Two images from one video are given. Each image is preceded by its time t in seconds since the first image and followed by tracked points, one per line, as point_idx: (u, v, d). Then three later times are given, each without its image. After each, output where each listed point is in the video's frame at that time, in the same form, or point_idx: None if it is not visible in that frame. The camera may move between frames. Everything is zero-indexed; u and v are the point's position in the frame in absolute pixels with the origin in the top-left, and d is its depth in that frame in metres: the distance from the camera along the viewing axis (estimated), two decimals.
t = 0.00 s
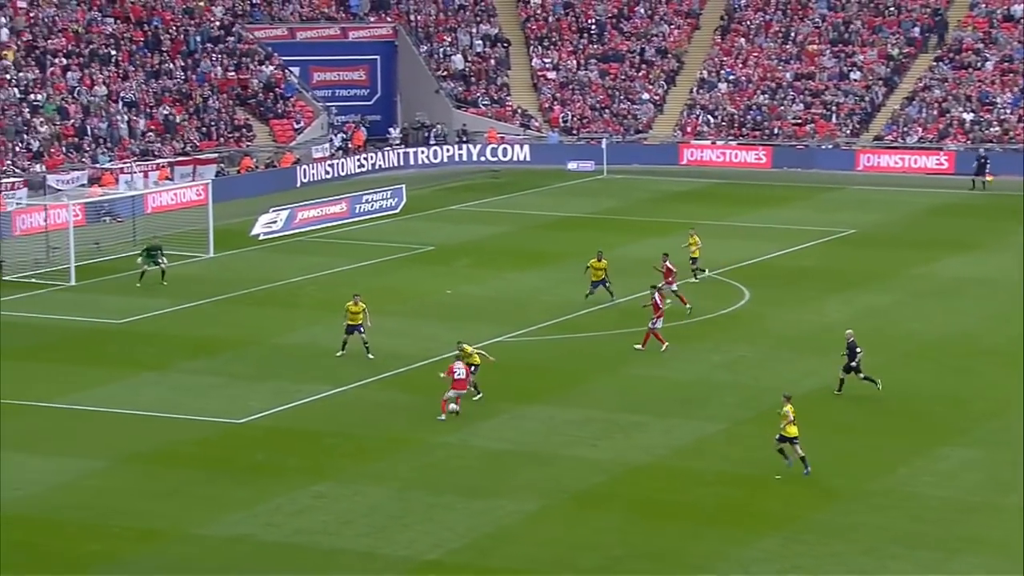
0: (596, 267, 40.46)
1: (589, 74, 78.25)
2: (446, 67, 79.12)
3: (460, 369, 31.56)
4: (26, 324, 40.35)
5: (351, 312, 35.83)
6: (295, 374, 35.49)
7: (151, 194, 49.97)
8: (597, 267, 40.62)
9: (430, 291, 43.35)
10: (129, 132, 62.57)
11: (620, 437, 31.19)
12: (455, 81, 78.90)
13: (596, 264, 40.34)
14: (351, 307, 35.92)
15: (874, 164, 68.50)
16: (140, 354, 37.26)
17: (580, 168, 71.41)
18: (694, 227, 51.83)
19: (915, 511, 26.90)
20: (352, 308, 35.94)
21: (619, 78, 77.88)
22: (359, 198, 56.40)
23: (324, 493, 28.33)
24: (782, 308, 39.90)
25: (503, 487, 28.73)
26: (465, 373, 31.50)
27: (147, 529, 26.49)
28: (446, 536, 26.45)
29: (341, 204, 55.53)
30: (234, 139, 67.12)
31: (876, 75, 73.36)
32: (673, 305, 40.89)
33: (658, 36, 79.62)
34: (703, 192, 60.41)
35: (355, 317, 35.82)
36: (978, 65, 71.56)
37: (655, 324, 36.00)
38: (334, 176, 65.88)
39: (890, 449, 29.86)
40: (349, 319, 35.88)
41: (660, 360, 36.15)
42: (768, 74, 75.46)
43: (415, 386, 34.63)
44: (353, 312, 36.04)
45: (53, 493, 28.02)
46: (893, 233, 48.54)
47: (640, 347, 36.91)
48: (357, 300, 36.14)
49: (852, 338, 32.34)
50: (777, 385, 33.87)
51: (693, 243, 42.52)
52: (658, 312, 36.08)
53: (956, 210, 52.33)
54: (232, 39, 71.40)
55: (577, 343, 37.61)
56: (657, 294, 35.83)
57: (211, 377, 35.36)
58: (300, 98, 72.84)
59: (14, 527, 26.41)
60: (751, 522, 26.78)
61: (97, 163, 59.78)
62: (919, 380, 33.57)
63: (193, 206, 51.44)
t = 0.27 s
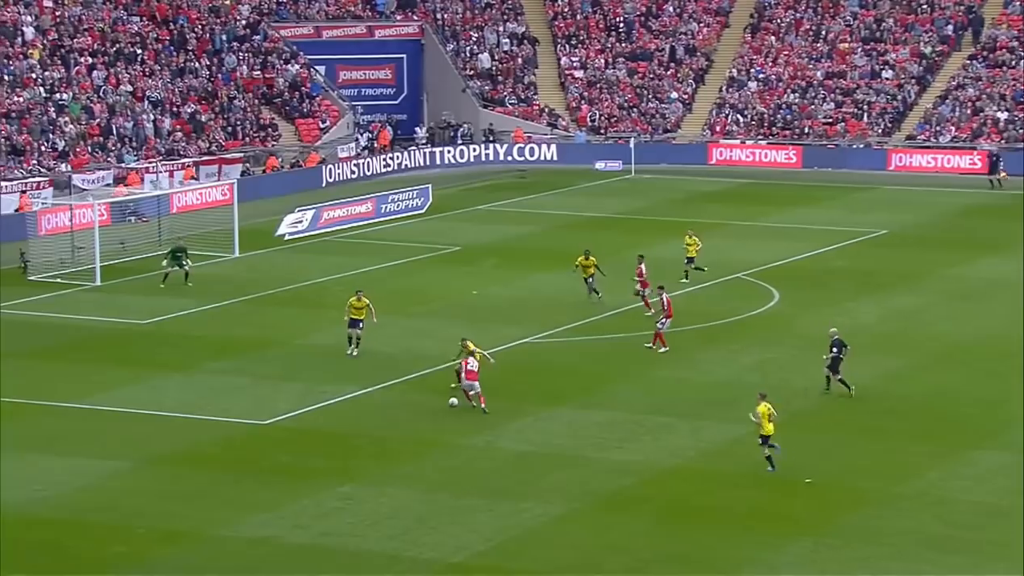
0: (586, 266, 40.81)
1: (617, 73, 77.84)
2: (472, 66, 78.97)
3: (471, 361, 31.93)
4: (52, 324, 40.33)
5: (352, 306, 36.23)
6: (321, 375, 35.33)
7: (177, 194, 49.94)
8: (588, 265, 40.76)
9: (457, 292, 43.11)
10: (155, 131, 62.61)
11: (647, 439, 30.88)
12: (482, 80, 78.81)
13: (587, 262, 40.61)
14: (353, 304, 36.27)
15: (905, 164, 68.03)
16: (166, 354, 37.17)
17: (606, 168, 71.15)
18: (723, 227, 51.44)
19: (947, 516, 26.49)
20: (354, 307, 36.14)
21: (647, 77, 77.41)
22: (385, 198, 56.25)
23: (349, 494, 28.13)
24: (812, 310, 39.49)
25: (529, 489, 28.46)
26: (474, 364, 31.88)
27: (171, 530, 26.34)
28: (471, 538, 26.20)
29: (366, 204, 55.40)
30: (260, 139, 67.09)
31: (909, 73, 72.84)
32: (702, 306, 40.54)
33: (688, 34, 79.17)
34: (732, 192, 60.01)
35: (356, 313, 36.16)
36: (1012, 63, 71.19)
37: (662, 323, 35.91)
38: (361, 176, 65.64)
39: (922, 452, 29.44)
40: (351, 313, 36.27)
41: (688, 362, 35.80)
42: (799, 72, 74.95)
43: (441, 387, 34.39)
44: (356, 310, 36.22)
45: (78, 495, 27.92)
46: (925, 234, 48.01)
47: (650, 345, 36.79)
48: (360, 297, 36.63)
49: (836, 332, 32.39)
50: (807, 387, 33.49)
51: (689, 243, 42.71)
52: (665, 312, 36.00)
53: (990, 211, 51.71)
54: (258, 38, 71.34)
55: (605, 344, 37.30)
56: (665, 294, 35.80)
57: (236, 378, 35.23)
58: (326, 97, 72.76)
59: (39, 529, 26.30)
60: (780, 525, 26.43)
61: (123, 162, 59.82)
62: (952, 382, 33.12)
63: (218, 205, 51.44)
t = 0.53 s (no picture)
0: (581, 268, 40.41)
1: (643, 71, 77.48)
2: (497, 64, 78.66)
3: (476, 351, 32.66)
4: (76, 324, 40.26)
5: (355, 307, 36.29)
6: (345, 375, 35.14)
7: (200, 193, 50.06)
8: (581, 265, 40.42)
9: (481, 291, 42.88)
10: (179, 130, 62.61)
11: (674, 441, 30.59)
12: (507, 78, 78.43)
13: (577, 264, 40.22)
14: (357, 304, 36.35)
15: (935, 163, 67.89)
16: (190, 354, 37.05)
17: (633, 167, 70.52)
18: (750, 227, 51.07)
19: (979, 518, 26.12)
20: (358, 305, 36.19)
21: (674, 75, 77.14)
22: (409, 197, 56.03)
23: (373, 496, 27.91)
24: (840, 310, 39.13)
25: (554, 491, 28.19)
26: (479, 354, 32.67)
27: (194, 531, 26.16)
28: (497, 540, 25.96)
29: (391, 203, 55.18)
30: (283, 137, 66.95)
31: (939, 71, 72.51)
32: (729, 306, 40.19)
33: (715, 31, 78.79)
34: (759, 191, 59.63)
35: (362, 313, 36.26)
36: None
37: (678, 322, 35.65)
38: (384, 175, 65.24)
39: (953, 454, 29.07)
40: (354, 314, 36.37)
41: (715, 363, 35.48)
42: (828, 70, 74.60)
43: (465, 388, 34.15)
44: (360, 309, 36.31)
45: (101, 495, 27.76)
46: (955, 234, 47.56)
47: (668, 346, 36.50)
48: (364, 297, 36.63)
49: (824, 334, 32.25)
50: (835, 388, 33.14)
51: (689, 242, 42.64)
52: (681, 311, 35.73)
53: (1020, 210, 51.20)
54: (282, 36, 71.26)
55: (631, 345, 37.03)
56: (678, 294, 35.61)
57: (259, 378, 35.06)
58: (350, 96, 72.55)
59: (61, 529, 26.17)
60: (810, 528, 26.10)
61: (146, 160, 59.86)
62: (983, 383, 32.72)
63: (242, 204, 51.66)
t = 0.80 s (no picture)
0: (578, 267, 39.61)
1: (675, 68, 77.00)
2: (528, 62, 78.44)
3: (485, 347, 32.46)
4: (105, 322, 40.24)
5: (368, 301, 36.31)
6: (373, 376, 34.96)
7: (230, 192, 50.10)
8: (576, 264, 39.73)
9: (510, 291, 42.63)
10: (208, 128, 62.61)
11: (705, 442, 30.26)
12: (538, 76, 78.15)
13: (574, 263, 39.45)
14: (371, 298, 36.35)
15: (972, 161, 67.43)
16: (217, 353, 36.95)
17: (664, 165, 70.45)
18: (783, 226, 50.65)
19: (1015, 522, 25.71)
20: (371, 299, 36.23)
21: (707, 72, 76.58)
22: (439, 195, 55.82)
23: (402, 497, 27.73)
24: (873, 310, 38.71)
25: (584, 493, 27.93)
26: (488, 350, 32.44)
27: (222, 531, 26.04)
28: (526, 542, 25.69)
29: (420, 202, 55.00)
30: (313, 135, 66.81)
31: (976, 68, 72.15)
32: (761, 306, 39.84)
33: (747, 28, 78.33)
34: (791, 190, 59.15)
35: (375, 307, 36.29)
36: None
37: (703, 320, 35.32)
38: (414, 173, 65.05)
39: (988, 456, 28.64)
40: (367, 307, 36.41)
41: (746, 364, 35.15)
42: (862, 67, 74.24)
43: (494, 389, 33.90)
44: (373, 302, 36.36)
45: (129, 495, 27.68)
46: (992, 234, 46.99)
47: (695, 348, 36.11)
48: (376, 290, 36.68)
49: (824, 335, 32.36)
50: (869, 390, 32.76)
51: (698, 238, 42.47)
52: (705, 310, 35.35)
53: None
54: (311, 34, 71.19)
55: (660, 345, 36.72)
56: (699, 292, 35.37)
57: (288, 377, 34.93)
58: (380, 93, 72.34)
59: (88, 528, 26.09)
60: (843, 532, 25.72)
61: (176, 159, 59.84)
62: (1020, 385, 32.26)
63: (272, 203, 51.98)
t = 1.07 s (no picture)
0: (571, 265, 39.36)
1: (703, 67, 76.67)
2: (554, 60, 78.17)
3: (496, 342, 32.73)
4: (130, 322, 40.20)
5: (378, 307, 36.23)
6: (399, 376, 34.79)
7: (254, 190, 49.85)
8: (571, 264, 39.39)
9: (536, 291, 42.41)
10: (232, 126, 62.59)
11: (733, 444, 29.98)
12: (564, 74, 77.93)
13: (565, 261, 39.23)
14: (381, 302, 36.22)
15: (1003, 161, 66.47)
16: (242, 353, 36.86)
17: (690, 164, 70.53)
18: (812, 226, 50.27)
19: None
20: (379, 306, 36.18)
21: (734, 70, 76.23)
22: (464, 195, 55.63)
23: (427, 497, 27.54)
24: (903, 311, 38.34)
25: (611, 494, 27.69)
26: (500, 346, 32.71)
27: (246, 532, 25.89)
28: (552, 543, 25.47)
29: (445, 201, 54.78)
30: (337, 134, 66.68)
31: (1007, 66, 71.72)
32: (789, 306, 39.50)
33: (774, 26, 77.89)
34: (819, 189, 58.72)
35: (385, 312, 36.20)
36: None
37: (722, 322, 35.04)
38: (438, 172, 64.92)
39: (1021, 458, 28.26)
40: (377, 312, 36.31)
41: (773, 365, 34.84)
42: (892, 65, 73.76)
43: (520, 389, 33.70)
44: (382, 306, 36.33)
45: (153, 495, 27.57)
46: None
47: (718, 348, 35.82)
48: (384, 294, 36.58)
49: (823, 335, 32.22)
50: (899, 391, 32.41)
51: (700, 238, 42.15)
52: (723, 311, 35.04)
53: None
54: (336, 32, 71.11)
55: (687, 345, 36.45)
56: (716, 295, 35.09)
57: (312, 377, 34.79)
58: (405, 92, 71.94)
59: (112, 528, 26.00)
60: (873, 534, 25.39)
61: (199, 157, 59.78)
62: None
63: (296, 202, 52.12)
